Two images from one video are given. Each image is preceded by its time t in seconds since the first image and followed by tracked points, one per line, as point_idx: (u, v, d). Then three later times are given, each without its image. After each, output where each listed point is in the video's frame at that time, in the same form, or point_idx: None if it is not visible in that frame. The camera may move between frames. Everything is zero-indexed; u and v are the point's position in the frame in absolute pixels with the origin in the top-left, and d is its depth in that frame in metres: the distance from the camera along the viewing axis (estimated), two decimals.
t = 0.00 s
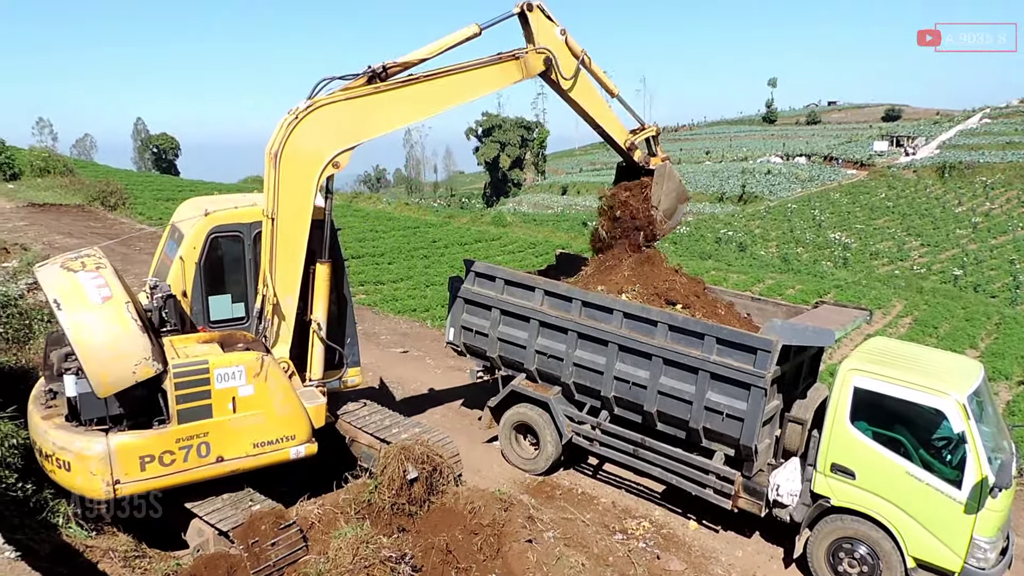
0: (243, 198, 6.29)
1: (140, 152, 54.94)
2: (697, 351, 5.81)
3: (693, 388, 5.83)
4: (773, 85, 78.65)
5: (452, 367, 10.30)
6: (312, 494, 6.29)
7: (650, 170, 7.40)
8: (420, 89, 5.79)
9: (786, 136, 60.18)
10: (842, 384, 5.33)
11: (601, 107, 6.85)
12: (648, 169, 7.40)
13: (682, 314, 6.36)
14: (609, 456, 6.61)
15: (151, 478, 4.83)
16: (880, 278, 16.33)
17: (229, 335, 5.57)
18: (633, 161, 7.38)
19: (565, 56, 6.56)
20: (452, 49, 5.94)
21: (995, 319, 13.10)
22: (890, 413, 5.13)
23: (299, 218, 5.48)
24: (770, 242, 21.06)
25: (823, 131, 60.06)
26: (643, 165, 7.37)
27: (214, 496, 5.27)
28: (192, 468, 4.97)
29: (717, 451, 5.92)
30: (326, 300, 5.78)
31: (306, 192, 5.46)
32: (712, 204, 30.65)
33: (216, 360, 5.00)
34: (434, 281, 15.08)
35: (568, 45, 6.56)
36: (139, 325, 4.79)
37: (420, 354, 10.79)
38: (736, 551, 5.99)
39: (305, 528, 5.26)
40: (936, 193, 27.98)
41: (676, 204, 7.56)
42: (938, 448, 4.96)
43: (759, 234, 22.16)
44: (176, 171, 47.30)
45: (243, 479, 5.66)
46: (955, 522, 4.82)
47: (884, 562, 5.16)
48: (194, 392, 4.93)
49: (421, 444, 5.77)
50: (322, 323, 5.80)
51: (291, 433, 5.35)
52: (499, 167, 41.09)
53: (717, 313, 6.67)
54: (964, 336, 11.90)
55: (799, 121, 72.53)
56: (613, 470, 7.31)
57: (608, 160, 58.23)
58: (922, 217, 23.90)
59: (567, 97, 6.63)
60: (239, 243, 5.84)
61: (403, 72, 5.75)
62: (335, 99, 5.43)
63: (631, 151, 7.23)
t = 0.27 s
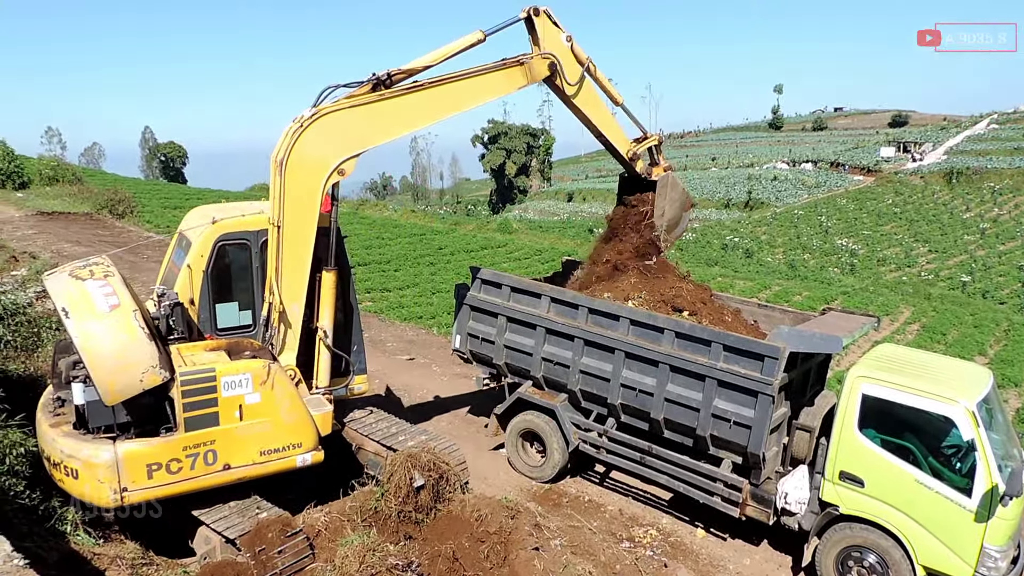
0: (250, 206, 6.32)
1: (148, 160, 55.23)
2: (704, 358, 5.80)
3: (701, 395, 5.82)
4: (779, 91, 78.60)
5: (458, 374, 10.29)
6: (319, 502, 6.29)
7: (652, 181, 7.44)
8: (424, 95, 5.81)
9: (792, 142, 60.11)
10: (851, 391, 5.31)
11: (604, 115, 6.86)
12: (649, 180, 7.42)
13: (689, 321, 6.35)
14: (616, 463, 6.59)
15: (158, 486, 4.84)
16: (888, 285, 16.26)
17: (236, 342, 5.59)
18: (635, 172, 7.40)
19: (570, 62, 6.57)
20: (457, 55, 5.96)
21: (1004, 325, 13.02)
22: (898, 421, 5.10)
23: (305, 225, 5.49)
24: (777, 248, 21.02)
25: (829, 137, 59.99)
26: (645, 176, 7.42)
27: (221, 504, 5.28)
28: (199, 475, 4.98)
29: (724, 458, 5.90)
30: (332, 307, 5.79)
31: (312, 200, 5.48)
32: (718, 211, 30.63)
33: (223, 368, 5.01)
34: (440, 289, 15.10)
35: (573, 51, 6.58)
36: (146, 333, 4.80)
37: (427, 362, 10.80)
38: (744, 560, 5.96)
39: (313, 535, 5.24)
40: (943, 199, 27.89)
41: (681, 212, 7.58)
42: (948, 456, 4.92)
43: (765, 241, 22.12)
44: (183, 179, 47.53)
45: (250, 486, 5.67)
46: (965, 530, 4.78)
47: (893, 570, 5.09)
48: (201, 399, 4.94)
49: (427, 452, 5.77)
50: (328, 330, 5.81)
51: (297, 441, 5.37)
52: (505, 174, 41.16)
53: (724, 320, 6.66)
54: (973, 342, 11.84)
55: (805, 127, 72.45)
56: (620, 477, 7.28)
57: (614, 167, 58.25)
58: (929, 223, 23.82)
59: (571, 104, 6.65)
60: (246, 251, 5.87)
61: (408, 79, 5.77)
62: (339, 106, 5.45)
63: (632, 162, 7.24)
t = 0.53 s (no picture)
0: (257, 214, 6.34)
1: (154, 168, 55.47)
2: (710, 365, 5.78)
3: (706, 403, 5.80)
4: (784, 98, 78.60)
5: (463, 381, 10.29)
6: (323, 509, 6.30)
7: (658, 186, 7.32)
8: (428, 101, 5.82)
9: (797, 149, 60.07)
10: (857, 398, 5.29)
11: (608, 119, 6.86)
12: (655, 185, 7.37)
13: (694, 328, 6.33)
14: (621, 471, 6.57)
15: (162, 492, 4.85)
16: (894, 291, 16.20)
17: (241, 349, 5.61)
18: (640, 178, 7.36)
19: (575, 66, 6.59)
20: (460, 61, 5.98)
21: (1011, 332, 12.96)
22: (905, 428, 5.08)
23: (309, 232, 5.50)
24: (782, 255, 20.98)
25: (834, 144, 59.92)
26: (650, 182, 7.37)
27: (226, 511, 5.28)
28: (203, 482, 4.98)
29: (730, 465, 5.88)
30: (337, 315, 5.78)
31: (316, 207, 5.50)
32: (723, 218, 30.58)
33: (226, 375, 5.02)
34: (445, 295, 15.10)
35: (578, 55, 6.59)
36: (151, 340, 4.81)
37: (432, 369, 10.79)
38: (750, 568, 5.93)
39: (317, 542, 5.28)
40: (949, 206, 27.81)
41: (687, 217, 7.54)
42: (955, 464, 4.90)
43: (771, 248, 22.07)
44: (189, 186, 47.72)
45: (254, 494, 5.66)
46: (973, 539, 4.74)
47: None
48: (204, 407, 4.94)
49: (432, 459, 5.76)
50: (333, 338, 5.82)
51: (301, 448, 5.36)
52: (510, 181, 41.21)
53: (730, 327, 6.64)
54: (980, 350, 11.79)
55: (809, 134, 72.40)
56: (626, 485, 7.27)
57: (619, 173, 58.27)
58: (935, 230, 23.75)
59: (576, 108, 6.64)
60: (252, 258, 5.88)
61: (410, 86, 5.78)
62: (342, 114, 5.47)
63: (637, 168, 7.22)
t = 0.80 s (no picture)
0: (262, 218, 6.36)
1: (160, 172, 55.67)
2: (714, 371, 5.77)
3: (709, 409, 5.79)
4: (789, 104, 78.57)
5: (467, 386, 10.29)
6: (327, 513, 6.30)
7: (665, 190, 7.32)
8: (432, 106, 5.84)
9: (802, 155, 60.02)
10: (862, 405, 5.28)
11: (614, 123, 6.86)
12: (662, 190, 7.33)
13: (698, 334, 6.32)
14: (625, 476, 6.56)
15: (163, 496, 4.85)
16: (900, 298, 16.16)
17: (245, 354, 5.63)
18: (646, 182, 7.34)
19: (580, 69, 6.60)
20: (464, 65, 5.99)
21: (1017, 339, 12.92)
22: (910, 435, 5.06)
23: (313, 236, 5.52)
24: (787, 261, 20.95)
25: (839, 150, 59.88)
26: (658, 186, 7.35)
27: (229, 515, 5.28)
28: (204, 486, 4.99)
29: (734, 472, 5.87)
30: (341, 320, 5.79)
31: (320, 212, 5.52)
32: (728, 223, 30.56)
33: (228, 379, 5.03)
34: (449, 300, 15.12)
35: (584, 57, 6.60)
36: (153, 344, 4.83)
37: (435, 373, 10.79)
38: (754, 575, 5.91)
39: (320, 547, 5.28)
40: (955, 212, 27.75)
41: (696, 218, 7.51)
42: (961, 471, 4.88)
43: (776, 253, 22.04)
44: (194, 191, 47.88)
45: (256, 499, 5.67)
46: (979, 547, 4.73)
47: None
48: (206, 411, 4.96)
49: (436, 464, 5.75)
50: (338, 343, 5.83)
51: (303, 453, 5.35)
52: (514, 187, 41.26)
53: (734, 333, 6.63)
54: (985, 356, 11.76)
55: (814, 140, 72.35)
56: (629, 491, 7.25)
57: (624, 179, 58.29)
58: (941, 236, 23.70)
59: (582, 112, 6.66)
60: (257, 262, 5.89)
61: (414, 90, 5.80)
62: (346, 119, 5.49)
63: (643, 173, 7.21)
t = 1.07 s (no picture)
0: (269, 224, 6.38)
1: (166, 178, 55.91)
2: (719, 378, 5.76)
3: (714, 416, 5.77)
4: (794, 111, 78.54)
5: (471, 392, 10.28)
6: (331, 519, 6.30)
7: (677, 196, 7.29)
8: (439, 113, 5.86)
9: (807, 162, 59.95)
10: (868, 413, 5.26)
11: (623, 129, 6.88)
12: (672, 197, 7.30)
13: (703, 341, 6.30)
14: (629, 483, 6.54)
15: (164, 500, 4.87)
16: (906, 305, 16.12)
17: (249, 359, 5.64)
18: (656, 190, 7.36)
19: (589, 76, 6.63)
20: (472, 72, 6.02)
21: None
22: (917, 444, 5.04)
23: (318, 242, 5.52)
24: (792, 267, 20.91)
25: (845, 157, 59.79)
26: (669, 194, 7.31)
27: (234, 520, 5.28)
28: (205, 491, 4.99)
29: (739, 479, 5.84)
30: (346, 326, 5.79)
31: (326, 218, 5.52)
32: (733, 230, 30.54)
33: (229, 384, 5.04)
34: (454, 306, 15.12)
35: (593, 64, 6.64)
36: (155, 349, 4.84)
37: (440, 379, 10.79)
38: None
39: (324, 553, 5.28)
40: (961, 220, 27.67)
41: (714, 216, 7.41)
42: (967, 480, 4.85)
43: (781, 260, 22.00)
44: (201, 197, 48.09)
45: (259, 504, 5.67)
46: (987, 556, 4.69)
47: None
48: (207, 415, 4.96)
49: (440, 470, 5.75)
50: (343, 349, 5.83)
51: (304, 459, 5.34)
52: (519, 193, 41.32)
53: (739, 340, 6.62)
54: (992, 364, 11.71)
55: (820, 146, 72.29)
56: (634, 498, 7.22)
57: (629, 185, 58.31)
58: (947, 243, 23.63)
59: (590, 118, 6.68)
60: (263, 268, 5.91)
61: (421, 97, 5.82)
62: (353, 125, 5.51)
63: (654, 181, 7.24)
